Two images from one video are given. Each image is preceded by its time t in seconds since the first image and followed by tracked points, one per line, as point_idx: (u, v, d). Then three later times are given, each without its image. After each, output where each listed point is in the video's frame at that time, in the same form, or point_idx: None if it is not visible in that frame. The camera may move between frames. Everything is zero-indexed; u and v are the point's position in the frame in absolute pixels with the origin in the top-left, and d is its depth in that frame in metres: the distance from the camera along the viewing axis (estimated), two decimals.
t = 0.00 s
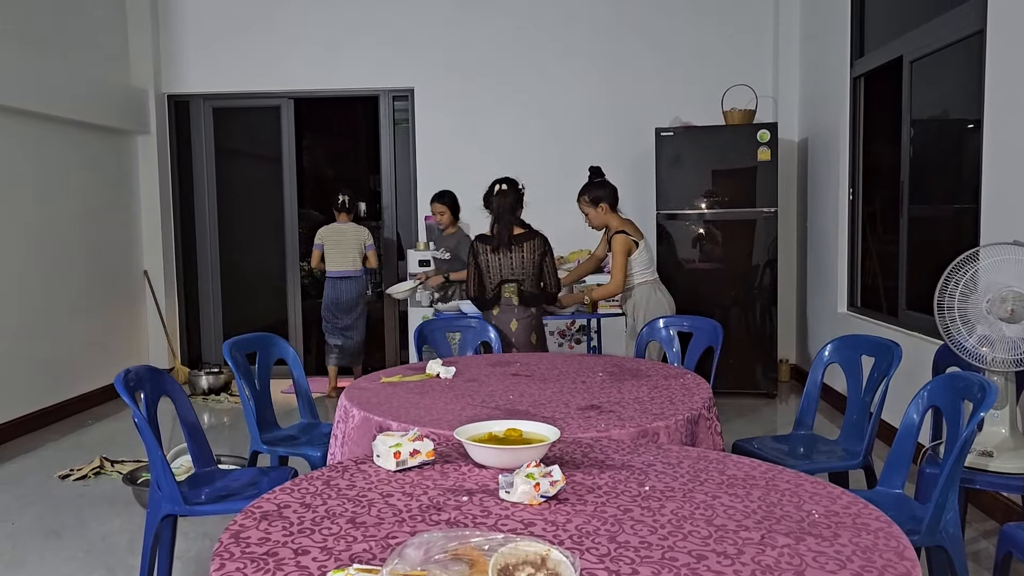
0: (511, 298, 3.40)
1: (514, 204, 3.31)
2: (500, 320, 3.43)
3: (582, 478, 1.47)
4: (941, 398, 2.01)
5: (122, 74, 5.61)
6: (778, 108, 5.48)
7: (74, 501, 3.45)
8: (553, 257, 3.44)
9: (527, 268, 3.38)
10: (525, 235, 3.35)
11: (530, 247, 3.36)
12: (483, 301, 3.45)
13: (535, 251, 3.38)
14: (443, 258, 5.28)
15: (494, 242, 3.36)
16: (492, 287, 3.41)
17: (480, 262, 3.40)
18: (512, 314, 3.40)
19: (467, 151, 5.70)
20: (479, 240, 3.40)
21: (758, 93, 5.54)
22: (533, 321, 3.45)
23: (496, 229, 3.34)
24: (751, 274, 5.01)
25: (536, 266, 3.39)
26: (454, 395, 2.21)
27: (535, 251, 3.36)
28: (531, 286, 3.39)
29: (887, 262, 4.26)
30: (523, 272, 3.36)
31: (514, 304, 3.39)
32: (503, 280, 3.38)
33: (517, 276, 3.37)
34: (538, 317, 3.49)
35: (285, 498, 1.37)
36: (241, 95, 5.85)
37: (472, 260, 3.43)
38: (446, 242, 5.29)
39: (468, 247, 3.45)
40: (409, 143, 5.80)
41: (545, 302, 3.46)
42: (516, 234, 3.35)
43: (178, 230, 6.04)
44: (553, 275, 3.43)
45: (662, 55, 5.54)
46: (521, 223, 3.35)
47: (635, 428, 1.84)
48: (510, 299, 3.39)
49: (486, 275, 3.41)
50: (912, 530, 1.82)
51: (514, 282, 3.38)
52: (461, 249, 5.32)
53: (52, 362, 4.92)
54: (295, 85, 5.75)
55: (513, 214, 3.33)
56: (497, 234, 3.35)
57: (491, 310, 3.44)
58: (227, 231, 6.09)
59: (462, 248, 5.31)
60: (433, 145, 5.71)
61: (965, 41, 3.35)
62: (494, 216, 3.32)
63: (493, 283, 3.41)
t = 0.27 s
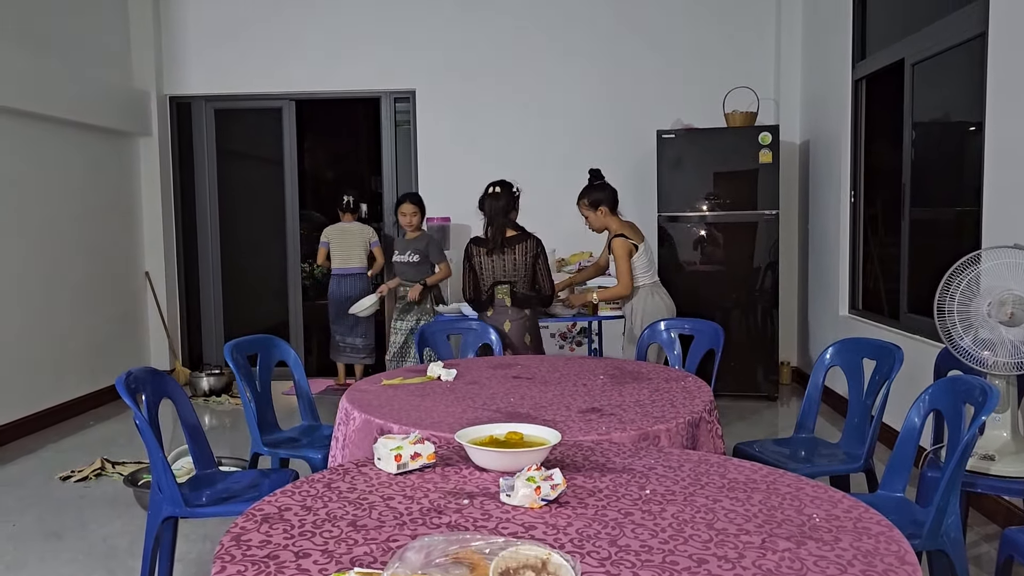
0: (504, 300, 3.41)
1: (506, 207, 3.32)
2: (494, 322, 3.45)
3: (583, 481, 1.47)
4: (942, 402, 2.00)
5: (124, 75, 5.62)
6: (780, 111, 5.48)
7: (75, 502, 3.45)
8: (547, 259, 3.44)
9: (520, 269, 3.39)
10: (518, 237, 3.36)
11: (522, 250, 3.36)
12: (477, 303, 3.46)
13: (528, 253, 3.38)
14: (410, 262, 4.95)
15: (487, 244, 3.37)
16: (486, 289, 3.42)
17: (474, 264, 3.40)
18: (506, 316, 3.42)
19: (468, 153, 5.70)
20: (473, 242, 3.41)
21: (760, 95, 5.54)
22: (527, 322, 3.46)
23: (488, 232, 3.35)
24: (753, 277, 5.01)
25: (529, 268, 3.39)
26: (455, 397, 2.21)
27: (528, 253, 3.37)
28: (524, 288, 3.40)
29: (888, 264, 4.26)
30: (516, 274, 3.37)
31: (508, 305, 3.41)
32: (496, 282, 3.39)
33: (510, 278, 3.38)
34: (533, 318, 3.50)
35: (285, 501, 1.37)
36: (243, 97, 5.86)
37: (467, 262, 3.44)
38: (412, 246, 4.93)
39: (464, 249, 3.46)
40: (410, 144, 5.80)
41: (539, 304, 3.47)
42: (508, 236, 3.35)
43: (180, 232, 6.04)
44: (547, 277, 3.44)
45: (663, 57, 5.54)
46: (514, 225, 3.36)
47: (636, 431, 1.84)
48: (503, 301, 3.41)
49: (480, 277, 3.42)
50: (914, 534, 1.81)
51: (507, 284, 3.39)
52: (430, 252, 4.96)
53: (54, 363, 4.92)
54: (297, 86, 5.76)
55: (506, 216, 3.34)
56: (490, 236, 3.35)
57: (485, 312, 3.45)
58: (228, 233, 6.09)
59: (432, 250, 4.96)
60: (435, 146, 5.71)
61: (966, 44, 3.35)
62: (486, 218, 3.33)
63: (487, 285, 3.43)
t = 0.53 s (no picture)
0: (502, 301, 3.41)
1: (502, 207, 3.32)
2: (492, 324, 3.45)
3: (583, 484, 1.46)
4: (943, 404, 2.00)
5: (126, 77, 5.63)
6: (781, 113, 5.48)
7: (75, 503, 3.45)
8: (544, 260, 3.45)
9: (517, 270, 3.39)
10: (514, 238, 3.36)
11: (518, 250, 3.37)
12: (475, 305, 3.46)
13: (524, 254, 3.38)
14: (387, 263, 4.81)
15: (484, 245, 3.38)
16: (484, 291, 3.42)
17: (471, 266, 3.41)
18: (504, 317, 3.41)
19: (469, 155, 5.70)
20: (469, 245, 3.42)
21: (761, 97, 5.54)
22: (525, 323, 3.45)
23: (484, 233, 3.36)
24: (753, 279, 5.01)
25: (526, 268, 3.40)
26: (455, 399, 2.21)
27: (525, 254, 3.37)
28: (521, 289, 3.40)
29: (889, 266, 4.25)
30: (513, 274, 3.37)
31: (506, 307, 3.40)
32: (494, 283, 3.39)
33: (507, 279, 3.38)
34: (532, 319, 3.50)
35: (285, 503, 1.37)
36: (244, 99, 5.86)
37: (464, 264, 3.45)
38: (389, 246, 4.77)
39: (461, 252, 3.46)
40: (411, 146, 5.81)
41: (537, 305, 3.47)
42: (503, 237, 3.36)
43: (181, 233, 6.04)
44: (544, 278, 3.44)
45: (664, 60, 5.54)
46: (510, 225, 3.37)
47: (636, 433, 1.84)
48: (501, 302, 3.40)
49: (478, 279, 3.42)
50: (915, 537, 1.81)
51: (504, 285, 3.39)
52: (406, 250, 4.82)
53: (54, 364, 4.92)
54: (298, 88, 5.76)
55: (501, 217, 3.35)
56: (485, 237, 3.36)
57: (485, 313, 3.45)
58: (229, 234, 6.09)
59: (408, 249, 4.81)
60: (435, 148, 5.71)
61: (968, 46, 3.35)
62: (481, 219, 3.34)
63: (485, 287, 3.43)
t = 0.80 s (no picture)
0: (503, 302, 3.41)
1: (500, 209, 3.31)
2: (494, 325, 3.46)
3: (584, 484, 1.47)
4: (944, 406, 2.00)
5: (127, 79, 5.63)
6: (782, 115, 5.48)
7: (76, 504, 3.45)
8: (543, 260, 3.44)
9: (516, 272, 3.38)
10: (513, 239, 3.36)
11: (518, 252, 3.36)
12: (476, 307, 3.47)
13: (524, 255, 3.37)
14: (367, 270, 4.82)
15: (483, 247, 3.38)
16: (484, 292, 3.42)
17: (471, 268, 3.41)
18: (504, 318, 3.42)
19: (470, 157, 5.71)
20: (469, 247, 3.42)
21: (761, 99, 5.55)
22: (526, 324, 3.45)
23: (483, 234, 3.35)
24: (754, 281, 5.01)
25: (526, 269, 3.39)
26: (456, 400, 2.21)
27: (524, 255, 3.36)
28: (521, 291, 3.40)
29: (890, 268, 4.25)
30: (512, 275, 3.37)
31: (507, 307, 3.41)
32: (494, 285, 3.40)
33: (507, 280, 3.38)
34: (534, 320, 3.50)
35: (287, 503, 1.37)
36: (245, 100, 5.87)
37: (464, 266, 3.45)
38: (373, 253, 4.83)
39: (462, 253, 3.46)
40: (412, 148, 5.81)
41: (538, 305, 3.47)
42: (502, 238, 3.35)
43: (181, 234, 6.05)
44: (544, 279, 3.44)
45: (664, 61, 5.55)
46: (509, 227, 3.36)
47: (638, 434, 1.84)
48: (502, 304, 3.41)
49: (478, 280, 3.43)
50: (915, 538, 1.81)
51: (504, 287, 3.39)
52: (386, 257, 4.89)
53: (55, 365, 4.92)
54: (299, 89, 5.77)
55: (500, 219, 3.34)
56: (484, 238, 3.36)
57: (485, 315, 3.46)
58: (229, 236, 6.09)
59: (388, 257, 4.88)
60: (436, 150, 5.72)
61: (968, 48, 3.35)
62: (480, 221, 3.34)
63: (485, 288, 3.43)
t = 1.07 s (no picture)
0: (504, 303, 3.42)
1: (500, 210, 3.31)
2: (494, 326, 3.46)
3: (584, 485, 1.47)
4: (944, 407, 2.00)
5: (128, 79, 5.64)
6: (782, 116, 5.48)
7: (77, 505, 3.45)
8: (544, 261, 3.44)
9: (516, 273, 3.38)
10: (513, 240, 3.35)
11: (517, 253, 3.36)
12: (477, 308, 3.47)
13: (523, 256, 3.37)
14: (350, 272, 3.99)
15: (483, 248, 3.38)
16: (485, 294, 3.43)
17: (472, 270, 3.42)
18: (505, 319, 3.42)
19: (470, 157, 5.71)
20: (469, 248, 3.42)
21: (762, 101, 5.55)
22: (527, 325, 3.46)
23: (483, 235, 3.36)
24: (754, 282, 5.01)
25: (526, 270, 3.39)
26: (457, 401, 2.21)
27: (524, 256, 3.36)
28: (522, 292, 3.40)
29: (890, 269, 4.25)
30: (513, 276, 3.37)
31: (508, 308, 3.41)
32: (495, 286, 3.40)
33: (507, 282, 3.38)
34: (534, 321, 3.51)
35: (287, 503, 1.37)
36: (246, 101, 5.87)
37: (464, 267, 3.45)
38: (356, 253, 3.97)
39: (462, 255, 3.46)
40: (413, 149, 5.82)
41: (539, 306, 3.47)
42: (502, 239, 3.35)
43: (182, 235, 6.05)
44: (544, 279, 3.43)
45: (665, 62, 5.55)
46: (509, 228, 3.36)
47: (638, 435, 1.84)
48: (503, 305, 3.41)
49: (478, 281, 3.43)
50: (916, 539, 1.81)
51: (505, 288, 3.40)
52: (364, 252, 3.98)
53: (55, 366, 4.92)
54: (299, 90, 5.77)
55: (499, 220, 3.34)
56: (484, 239, 3.36)
57: (486, 316, 3.46)
58: (230, 237, 6.09)
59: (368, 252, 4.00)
60: (437, 150, 5.72)
61: (969, 49, 3.35)
62: (480, 221, 3.34)
63: (486, 289, 3.43)
